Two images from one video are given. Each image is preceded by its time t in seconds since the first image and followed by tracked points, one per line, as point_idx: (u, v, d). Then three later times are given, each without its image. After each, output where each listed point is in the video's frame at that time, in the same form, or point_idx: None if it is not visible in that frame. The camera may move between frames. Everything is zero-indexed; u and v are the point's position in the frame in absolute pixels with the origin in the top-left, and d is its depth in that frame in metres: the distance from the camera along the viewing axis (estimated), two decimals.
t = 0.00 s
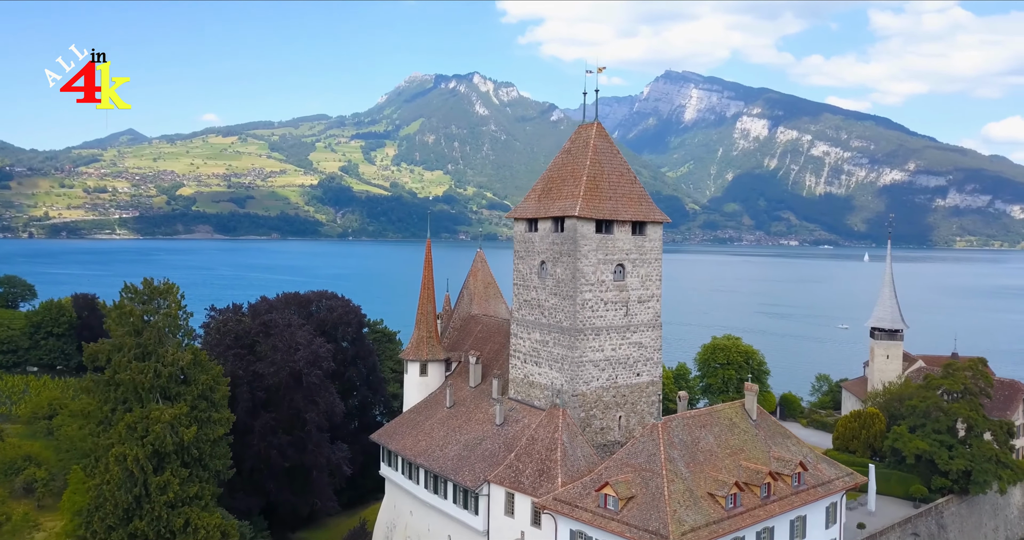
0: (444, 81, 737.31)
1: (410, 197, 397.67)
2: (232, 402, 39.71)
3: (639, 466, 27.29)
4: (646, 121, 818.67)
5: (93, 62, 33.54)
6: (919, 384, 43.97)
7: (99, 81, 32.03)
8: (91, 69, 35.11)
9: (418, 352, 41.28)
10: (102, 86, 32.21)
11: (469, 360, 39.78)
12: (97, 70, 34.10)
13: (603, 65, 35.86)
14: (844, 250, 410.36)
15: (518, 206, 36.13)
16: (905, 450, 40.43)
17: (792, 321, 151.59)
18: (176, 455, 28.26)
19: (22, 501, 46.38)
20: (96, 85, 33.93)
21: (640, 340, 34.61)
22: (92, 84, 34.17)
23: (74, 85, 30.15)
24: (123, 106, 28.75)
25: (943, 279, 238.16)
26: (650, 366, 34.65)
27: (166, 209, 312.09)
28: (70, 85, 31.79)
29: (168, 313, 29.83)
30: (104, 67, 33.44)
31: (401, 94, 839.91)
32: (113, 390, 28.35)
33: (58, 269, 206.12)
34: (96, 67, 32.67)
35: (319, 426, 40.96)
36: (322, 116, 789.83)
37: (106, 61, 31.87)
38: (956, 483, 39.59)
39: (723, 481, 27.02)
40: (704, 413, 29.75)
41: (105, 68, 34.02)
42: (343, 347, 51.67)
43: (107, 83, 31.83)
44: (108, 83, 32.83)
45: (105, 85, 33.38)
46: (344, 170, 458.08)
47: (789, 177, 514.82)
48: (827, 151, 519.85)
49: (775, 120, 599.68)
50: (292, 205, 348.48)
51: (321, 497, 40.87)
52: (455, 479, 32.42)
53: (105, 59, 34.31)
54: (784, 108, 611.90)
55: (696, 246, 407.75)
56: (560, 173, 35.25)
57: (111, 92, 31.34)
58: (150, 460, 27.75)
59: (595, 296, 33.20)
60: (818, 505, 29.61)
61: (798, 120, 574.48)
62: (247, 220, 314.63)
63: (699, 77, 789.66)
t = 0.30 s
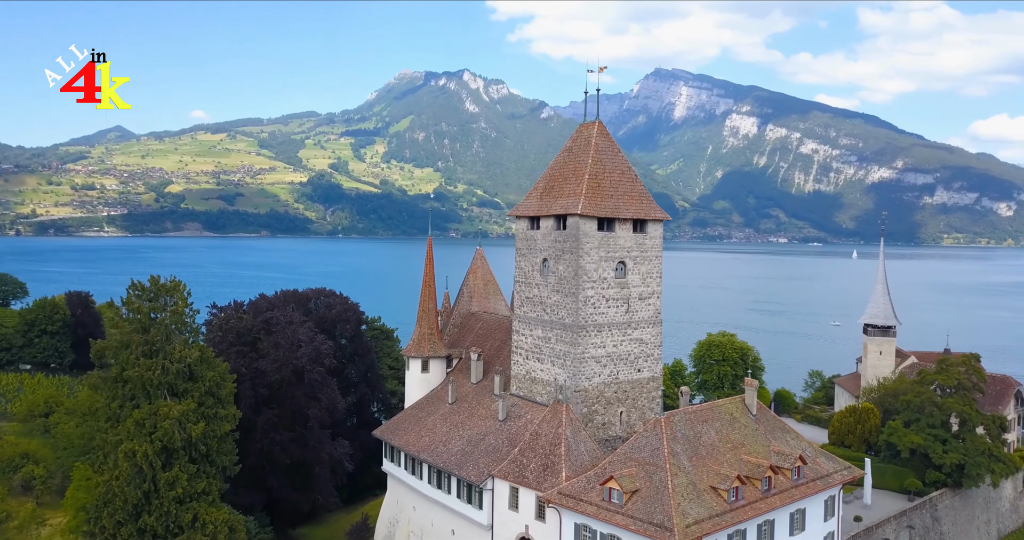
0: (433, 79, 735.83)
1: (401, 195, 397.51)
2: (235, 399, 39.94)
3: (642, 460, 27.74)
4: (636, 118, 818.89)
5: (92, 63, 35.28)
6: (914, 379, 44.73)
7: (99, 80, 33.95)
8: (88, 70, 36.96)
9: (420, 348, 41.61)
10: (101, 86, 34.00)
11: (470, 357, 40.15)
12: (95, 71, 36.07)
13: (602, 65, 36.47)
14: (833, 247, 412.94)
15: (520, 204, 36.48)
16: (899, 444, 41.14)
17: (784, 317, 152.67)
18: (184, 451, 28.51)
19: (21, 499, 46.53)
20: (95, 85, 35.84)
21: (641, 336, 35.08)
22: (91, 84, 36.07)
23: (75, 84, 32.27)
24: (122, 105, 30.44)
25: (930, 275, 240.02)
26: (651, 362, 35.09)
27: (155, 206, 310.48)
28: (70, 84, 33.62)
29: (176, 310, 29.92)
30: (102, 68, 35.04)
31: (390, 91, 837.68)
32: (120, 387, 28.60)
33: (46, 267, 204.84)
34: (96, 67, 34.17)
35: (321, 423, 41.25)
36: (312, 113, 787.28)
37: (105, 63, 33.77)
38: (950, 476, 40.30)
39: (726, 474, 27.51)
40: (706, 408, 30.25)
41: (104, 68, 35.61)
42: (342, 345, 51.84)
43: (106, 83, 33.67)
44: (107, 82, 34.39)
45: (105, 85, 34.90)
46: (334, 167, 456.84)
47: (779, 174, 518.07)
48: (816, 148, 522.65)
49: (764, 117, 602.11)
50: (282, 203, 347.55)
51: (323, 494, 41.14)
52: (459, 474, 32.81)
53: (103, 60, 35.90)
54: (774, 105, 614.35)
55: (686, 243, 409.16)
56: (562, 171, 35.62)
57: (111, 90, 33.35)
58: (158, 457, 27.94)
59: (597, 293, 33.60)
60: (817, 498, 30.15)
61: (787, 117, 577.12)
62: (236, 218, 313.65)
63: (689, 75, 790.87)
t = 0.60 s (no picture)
0: (425, 76, 733.93)
1: (392, 192, 397.22)
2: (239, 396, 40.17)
3: (645, 455, 28.16)
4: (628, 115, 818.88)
5: (92, 63, 36.05)
6: (909, 375, 45.34)
7: (99, 80, 34.87)
8: (89, 71, 37.60)
9: (421, 345, 41.88)
10: (101, 86, 34.77)
11: (471, 354, 40.52)
12: (95, 71, 36.89)
13: (603, 64, 36.88)
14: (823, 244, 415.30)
15: (522, 202, 36.79)
16: (895, 439, 41.72)
17: (777, 314, 153.56)
18: (191, 447, 28.76)
19: (19, 497, 46.61)
20: (96, 85, 36.63)
21: (642, 333, 35.48)
22: (92, 85, 36.88)
23: (76, 85, 33.11)
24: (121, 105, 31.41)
25: (918, 272, 241.77)
26: (651, 358, 35.47)
27: (146, 204, 308.80)
28: (70, 83, 34.42)
29: (183, 308, 30.12)
30: (103, 68, 35.78)
31: (381, 89, 835.58)
32: (128, 383, 28.85)
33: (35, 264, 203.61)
34: (97, 67, 34.83)
35: (324, 419, 41.52)
36: (302, 110, 784.15)
37: (106, 64, 34.54)
38: (945, 471, 40.94)
39: (727, 468, 27.93)
40: (708, 403, 30.70)
41: (104, 69, 36.37)
42: (341, 342, 52.05)
43: (106, 83, 34.49)
44: (107, 82, 35.11)
45: (105, 85, 35.56)
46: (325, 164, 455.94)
47: (770, 172, 521.32)
48: (806, 146, 525.28)
49: (755, 115, 604.37)
50: (273, 200, 346.34)
51: (325, 489, 41.47)
52: (463, 469, 33.16)
53: (103, 60, 36.63)
54: (764, 103, 616.66)
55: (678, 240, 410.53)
56: (564, 169, 35.93)
57: (110, 90, 34.09)
58: (166, 452, 28.21)
59: (599, 291, 33.98)
60: (816, 492, 30.66)
61: (778, 115, 579.49)
62: (227, 215, 312.76)
63: (680, 72, 791.58)
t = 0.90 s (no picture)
0: (415, 73, 731.80)
1: (382, 189, 396.72)
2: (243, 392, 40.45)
3: (647, 450, 28.65)
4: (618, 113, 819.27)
5: (93, 63, 36.23)
6: (903, 370, 46.03)
7: (100, 81, 35.07)
8: (89, 70, 37.49)
9: (423, 342, 42.26)
10: (102, 86, 34.93)
11: (472, 351, 40.87)
12: (96, 72, 36.96)
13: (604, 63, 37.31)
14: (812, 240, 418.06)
15: (524, 200, 37.18)
16: (890, 433, 42.44)
17: (768, 310, 154.80)
18: (199, 443, 29.05)
19: (18, 494, 46.57)
20: (96, 85, 36.73)
21: (642, 329, 35.96)
22: (92, 84, 37.02)
23: (77, 84, 33.25)
24: (123, 106, 31.69)
25: (906, 269, 243.82)
26: (651, 354, 35.97)
27: (135, 200, 307.17)
28: (71, 84, 34.54)
29: (190, 306, 30.41)
30: (103, 68, 35.90)
31: (371, 85, 833.51)
32: (137, 380, 29.15)
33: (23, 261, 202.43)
34: (97, 68, 35.03)
35: (325, 415, 41.78)
36: (292, 106, 779.99)
37: (106, 63, 34.68)
38: (938, 465, 41.71)
39: (729, 463, 28.45)
40: (708, 398, 31.24)
41: (104, 69, 36.50)
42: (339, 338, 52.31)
43: (107, 83, 34.63)
44: (108, 82, 35.30)
45: (105, 84, 35.67)
46: (315, 160, 455.18)
47: (759, 169, 524.41)
48: (795, 143, 528.05)
49: (745, 112, 606.79)
50: (263, 197, 345.07)
51: (326, 485, 41.89)
52: (467, 464, 33.56)
53: (104, 60, 36.76)
54: (754, 100, 619.06)
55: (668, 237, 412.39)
56: (565, 168, 36.30)
57: (110, 91, 34.28)
58: (175, 448, 28.51)
59: (601, 288, 34.40)
60: (815, 485, 31.23)
61: (767, 112, 582.16)
62: (217, 212, 311.18)
63: (670, 69, 792.66)
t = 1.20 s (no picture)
0: (407, 69, 729.00)
1: (374, 186, 395.99)
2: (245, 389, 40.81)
3: (649, 445, 29.04)
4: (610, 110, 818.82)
5: (93, 63, 36.41)
6: (899, 366, 46.61)
7: (100, 80, 35.29)
8: (89, 71, 37.62)
9: (423, 339, 42.55)
10: (102, 86, 35.18)
11: (472, 348, 41.18)
12: (96, 72, 37.14)
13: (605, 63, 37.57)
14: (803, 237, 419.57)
15: (524, 199, 37.50)
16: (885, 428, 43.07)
17: (761, 307, 155.53)
18: (206, 440, 29.27)
19: (17, 491, 46.47)
20: (96, 85, 36.95)
21: (642, 327, 36.34)
22: (92, 85, 37.24)
23: (77, 84, 33.44)
24: (124, 106, 31.90)
25: (898, 265, 244.92)
26: (651, 351, 36.35)
27: (125, 198, 305.44)
28: (71, 84, 34.80)
29: (195, 304, 30.70)
30: (103, 68, 36.21)
31: (363, 82, 830.80)
32: (143, 378, 29.32)
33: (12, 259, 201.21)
34: (98, 67, 35.30)
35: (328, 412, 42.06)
36: (283, 103, 776.44)
37: (106, 63, 34.87)
38: (932, 459, 42.39)
39: (730, 458, 28.89)
40: (709, 394, 31.67)
41: (103, 69, 36.72)
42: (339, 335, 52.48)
43: (106, 83, 34.82)
44: (108, 82, 35.55)
45: (105, 85, 35.92)
46: (306, 157, 453.95)
47: (751, 166, 525.59)
48: (787, 140, 529.43)
49: (736, 109, 607.54)
50: (254, 194, 343.94)
51: (328, 480, 42.21)
52: (470, 459, 33.92)
53: (104, 61, 36.99)
54: (745, 97, 619.96)
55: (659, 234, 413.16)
56: (565, 166, 36.65)
57: (108, 90, 34.45)
58: (181, 445, 28.72)
59: (601, 285, 34.76)
60: (813, 480, 31.68)
61: (759, 110, 583.20)
62: (208, 209, 309.77)
63: (661, 66, 792.63)
